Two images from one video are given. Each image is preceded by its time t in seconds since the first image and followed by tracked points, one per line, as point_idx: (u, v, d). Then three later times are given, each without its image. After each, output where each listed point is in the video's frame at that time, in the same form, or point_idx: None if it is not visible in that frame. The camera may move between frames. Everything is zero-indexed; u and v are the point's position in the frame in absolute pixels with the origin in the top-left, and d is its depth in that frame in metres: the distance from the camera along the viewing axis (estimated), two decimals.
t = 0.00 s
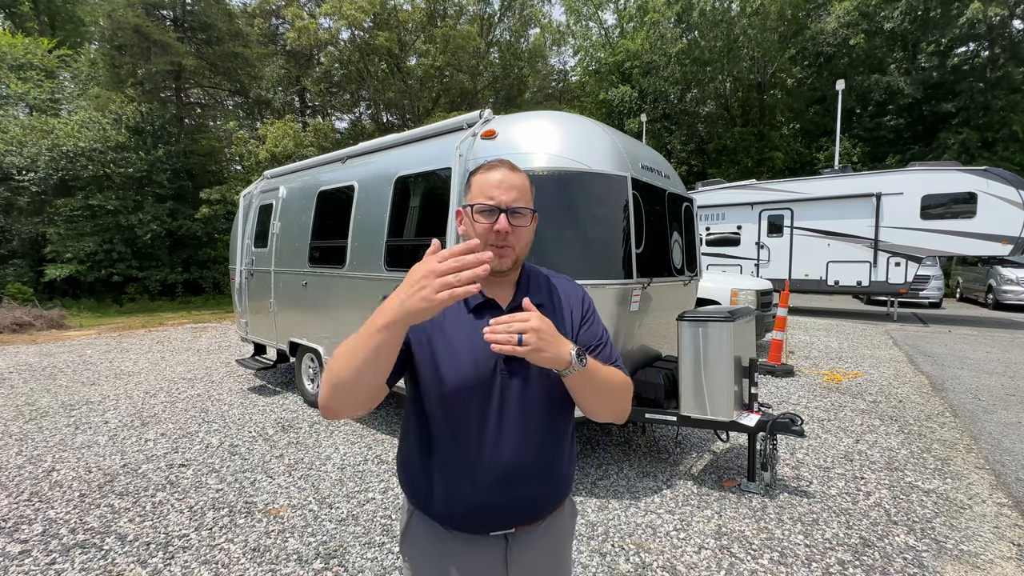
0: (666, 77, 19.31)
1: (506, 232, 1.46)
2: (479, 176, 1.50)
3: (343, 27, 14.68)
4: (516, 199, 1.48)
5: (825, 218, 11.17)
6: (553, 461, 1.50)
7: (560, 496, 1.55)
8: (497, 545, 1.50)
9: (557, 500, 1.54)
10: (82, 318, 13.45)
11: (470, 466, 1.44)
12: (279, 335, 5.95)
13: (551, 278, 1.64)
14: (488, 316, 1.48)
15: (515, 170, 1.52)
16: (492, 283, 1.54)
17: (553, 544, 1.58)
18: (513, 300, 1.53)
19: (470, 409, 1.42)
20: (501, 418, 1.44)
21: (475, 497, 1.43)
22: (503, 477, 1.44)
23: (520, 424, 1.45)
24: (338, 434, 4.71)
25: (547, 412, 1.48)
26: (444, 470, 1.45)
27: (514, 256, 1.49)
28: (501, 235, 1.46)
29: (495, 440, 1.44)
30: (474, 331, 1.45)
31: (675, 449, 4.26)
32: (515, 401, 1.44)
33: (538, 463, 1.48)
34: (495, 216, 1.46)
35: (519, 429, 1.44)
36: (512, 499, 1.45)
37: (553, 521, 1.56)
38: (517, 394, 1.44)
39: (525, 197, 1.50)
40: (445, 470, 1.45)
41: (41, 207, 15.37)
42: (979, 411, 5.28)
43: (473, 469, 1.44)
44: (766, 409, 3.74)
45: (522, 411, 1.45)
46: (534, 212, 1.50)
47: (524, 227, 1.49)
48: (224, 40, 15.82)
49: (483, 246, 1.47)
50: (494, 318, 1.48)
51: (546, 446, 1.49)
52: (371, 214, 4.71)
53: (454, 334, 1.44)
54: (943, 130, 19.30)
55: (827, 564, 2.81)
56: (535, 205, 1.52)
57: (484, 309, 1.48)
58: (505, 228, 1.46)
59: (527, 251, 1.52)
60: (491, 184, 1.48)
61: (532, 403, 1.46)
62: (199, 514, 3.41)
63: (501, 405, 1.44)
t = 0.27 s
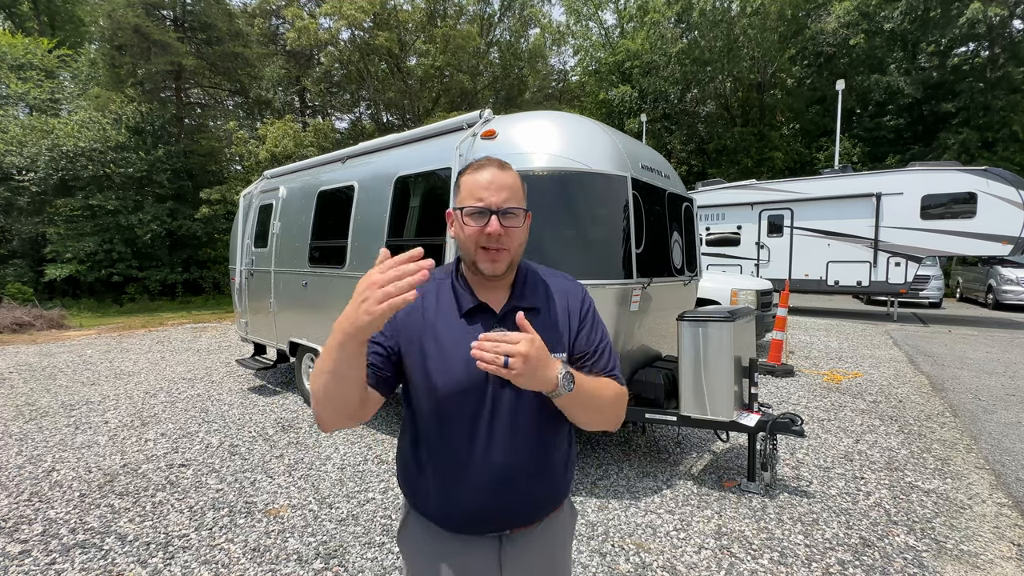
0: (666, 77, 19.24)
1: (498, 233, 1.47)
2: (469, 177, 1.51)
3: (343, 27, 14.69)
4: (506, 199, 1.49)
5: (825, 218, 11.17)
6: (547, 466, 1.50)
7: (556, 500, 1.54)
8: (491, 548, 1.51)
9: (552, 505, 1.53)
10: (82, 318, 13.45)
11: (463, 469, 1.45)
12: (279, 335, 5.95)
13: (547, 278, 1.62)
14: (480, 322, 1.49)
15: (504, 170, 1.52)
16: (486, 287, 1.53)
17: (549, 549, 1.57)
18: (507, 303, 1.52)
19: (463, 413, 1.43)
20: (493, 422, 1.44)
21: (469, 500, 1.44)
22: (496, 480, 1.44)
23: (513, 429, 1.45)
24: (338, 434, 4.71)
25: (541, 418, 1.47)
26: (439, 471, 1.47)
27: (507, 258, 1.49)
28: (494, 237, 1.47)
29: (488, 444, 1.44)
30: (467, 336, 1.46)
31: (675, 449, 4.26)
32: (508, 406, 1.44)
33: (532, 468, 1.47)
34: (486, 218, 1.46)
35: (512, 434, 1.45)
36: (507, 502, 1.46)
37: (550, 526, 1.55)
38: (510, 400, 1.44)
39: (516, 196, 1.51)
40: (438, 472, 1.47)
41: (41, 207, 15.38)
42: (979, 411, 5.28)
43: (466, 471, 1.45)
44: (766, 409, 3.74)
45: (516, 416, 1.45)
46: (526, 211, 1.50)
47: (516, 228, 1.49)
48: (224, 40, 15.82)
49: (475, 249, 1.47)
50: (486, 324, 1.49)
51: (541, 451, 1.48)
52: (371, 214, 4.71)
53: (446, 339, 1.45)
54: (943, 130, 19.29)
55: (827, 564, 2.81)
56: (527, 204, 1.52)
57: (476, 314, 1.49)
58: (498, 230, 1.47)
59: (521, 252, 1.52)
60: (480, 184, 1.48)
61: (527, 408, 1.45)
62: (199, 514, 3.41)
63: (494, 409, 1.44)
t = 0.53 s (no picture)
0: (666, 77, 19.23)
1: (484, 238, 1.47)
2: (453, 183, 1.52)
3: (343, 27, 14.68)
4: (490, 203, 1.49)
5: (825, 218, 11.17)
6: (540, 469, 1.49)
7: (551, 502, 1.53)
8: (485, 547, 1.51)
9: (547, 507, 1.52)
10: (82, 318, 13.46)
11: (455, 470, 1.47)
12: (279, 335, 5.95)
13: (540, 280, 1.60)
14: (469, 326, 1.49)
15: (487, 173, 1.53)
16: (476, 292, 1.53)
17: (545, 550, 1.56)
18: (498, 307, 1.51)
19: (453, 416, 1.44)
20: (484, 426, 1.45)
21: (462, 500, 1.46)
22: (487, 481, 1.45)
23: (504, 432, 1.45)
24: (338, 434, 4.71)
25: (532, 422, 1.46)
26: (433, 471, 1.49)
27: (496, 262, 1.49)
28: (478, 242, 1.46)
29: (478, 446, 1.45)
30: (456, 341, 1.47)
31: (675, 449, 4.26)
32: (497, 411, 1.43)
33: (525, 471, 1.47)
34: (471, 223, 1.47)
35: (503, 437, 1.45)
36: (499, 504, 1.46)
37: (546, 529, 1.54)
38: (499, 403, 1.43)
39: (501, 199, 1.51)
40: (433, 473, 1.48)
41: (41, 207, 15.39)
42: (979, 411, 5.27)
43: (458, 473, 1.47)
44: (766, 409, 3.74)
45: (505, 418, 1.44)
46: (512, 213, 1.51)
47: (503, 232, 1.49)
48: (224, 40, 15.81)
49: (462, 256, 1.48)
50: (476, 328, 1.48)
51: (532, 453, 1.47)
52: (371, 215, 4.71)
53: (436, 346, 1.46)
54: (943, 130, 19.28)
55: (827, 564, 2.81)
56: (513, 206, 1.53)
57: (466, 319, 1.49)
58: (482, 235, 1.47)
59: (510, 254, 1.52)
60: (463, 190, 1.49)
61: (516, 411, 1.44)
62: (199, 514, 3.41)
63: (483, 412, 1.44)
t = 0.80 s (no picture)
0: (666, 77, 19.20)
1: (486, 233, 1.49)
2: (455, 181, 1.54)
3: (343, 27, 14.67)
4: (491, 200, 1.51)
5: (825, 217, 11.17)
6: (536, 465, 1.48)
7: (548, 502, 1.53)
8: (481, 545, 1.52)
9: (543, 506, 1.52)
10: (82, 318, 13.47)
11: (453, 465, 1.47)
12: (279, 335, 5.95)
13: (543, 279, 1.60)
14: (473, 318, 1.53)
15: (488, 171, 1.54)
16: (482, 285, 1.57)
17: (541, 550, 1.55)
18: (501, 302, 1.53)
19: (451, 410, 1.45)
20: (482, 421, 1.45)
21: (458, 494, 1.47)
22: (484, 477, 1.46)
23: (501, 427, 1.45)
24: (338, 434, 4.71)
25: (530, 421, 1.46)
26: (431, 464, 1.50)
27: (500, 258, 1.51)
28: (480, 237, 1.49)
29: (476, 442, 1.45)
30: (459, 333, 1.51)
31: (675, 449, 4.26)
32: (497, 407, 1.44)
33: (522, 468, 1.47)
34: (473, 220, 1.49)
35: (503, 434, 1.45)
36: (494, 501, 1.46)
37: (541, 528, 1.54)
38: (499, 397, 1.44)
39: (502, 195, 1.53)
40: (431, 465, 1.49)
41: (41, 207, 15.39)
42: (979, 411, 5.27)
43: (455, 470, 1.47)
44: (766, 409, 3.74)
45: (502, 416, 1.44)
46: (513, 208, 1.52)
47: (505, 227, 1.50)
48: (223, 40, 15.80)
49: (465, 251, 1.50)
50: (479, 321, 1.52)
51: (530, 452, 1.47)
52: (371, 214, 4.71)
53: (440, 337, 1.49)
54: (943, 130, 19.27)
55: (827, 564, 2.81)
56: (515, 202, 1.54)
57: (470, 312, 1.54)
58: (484, 230, 1.49)
59: (513, 250, 1.53)
60: (465, 188, 1.52)
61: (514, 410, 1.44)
62: (199, 514, 3.41)
63: (482, 407, 1.45)
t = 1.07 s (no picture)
0: (666, 77, 19.19)
1: (497, 233, 1.48)
2: (465, 183, 1.54)
3: (343, 27, 14.67)
4: (501, 200, 1.51)
5: (825, 217, 11.17)
6: (542, 463, 1.48)
7: (553, 499, 1.53)
8: (486, 543, 1.52)
9: (548, 504, 1.53)
10: (82, 318, 13.46)
11: (459, 463, 1.47)
12: (279, 335, 5.95)
13: (550, 280, 1.62)
14: (483, 318, 1.49)
15: (497, 172, 1.55)
16: (491, 285, 1.54)
17: (544, 548, 1.56)
18: (510, 301, 1.52)
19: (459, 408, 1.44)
20: (490, 420, 1.45)
21: (464, 492, 1.46)
22: (490, 475, 1.45)
23: (507, 426, 1.45)
24: (338, 434, 4.71)
25: (538, 419, 1.46)
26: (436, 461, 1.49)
27: (510, 258, 1.51)
28: (492, 237, 1.48)
29: (482, 440, 1.45)
30: (468, 330, 1.47)
31: (675, 449, 4.26)
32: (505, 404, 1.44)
33: (527, 467, 1.47)
34: (484, 220, 1.49)
35: (509, 432, 1.45)
36: (500, 499, 1.46)
37: (544, 526, 1.55)
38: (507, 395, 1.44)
39: (510, 196, 1.53)
40: (436, 462, 1.49)
41: (41, 207, 15.40)
42: (979, 411, 5.27)
43: (461, 469, 1.46)
44: (766, 409, 3.74)
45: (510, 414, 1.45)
46: (523, 208, 1.52)
47: (515, 227, 1.51)
48: (224, 39, 15.79)
49: (476, 250, 1.49)
50: (489, 319, 1.49)
51: (536, 451, 1.47)
52: (371, 215, 4.70)
53: (449, 334, 1.47)
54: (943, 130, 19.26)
55: (827, 564, 2.81)
56: (523, 202, 1.54)
57: (479, 311, 1.50)
58: (496, 230, 1.48)
59: (521, 251, 1.53)
60: (475, 189, 1.51)
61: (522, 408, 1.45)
62: (199, 514, 3.41)
63: (489, 406, 1.45)
